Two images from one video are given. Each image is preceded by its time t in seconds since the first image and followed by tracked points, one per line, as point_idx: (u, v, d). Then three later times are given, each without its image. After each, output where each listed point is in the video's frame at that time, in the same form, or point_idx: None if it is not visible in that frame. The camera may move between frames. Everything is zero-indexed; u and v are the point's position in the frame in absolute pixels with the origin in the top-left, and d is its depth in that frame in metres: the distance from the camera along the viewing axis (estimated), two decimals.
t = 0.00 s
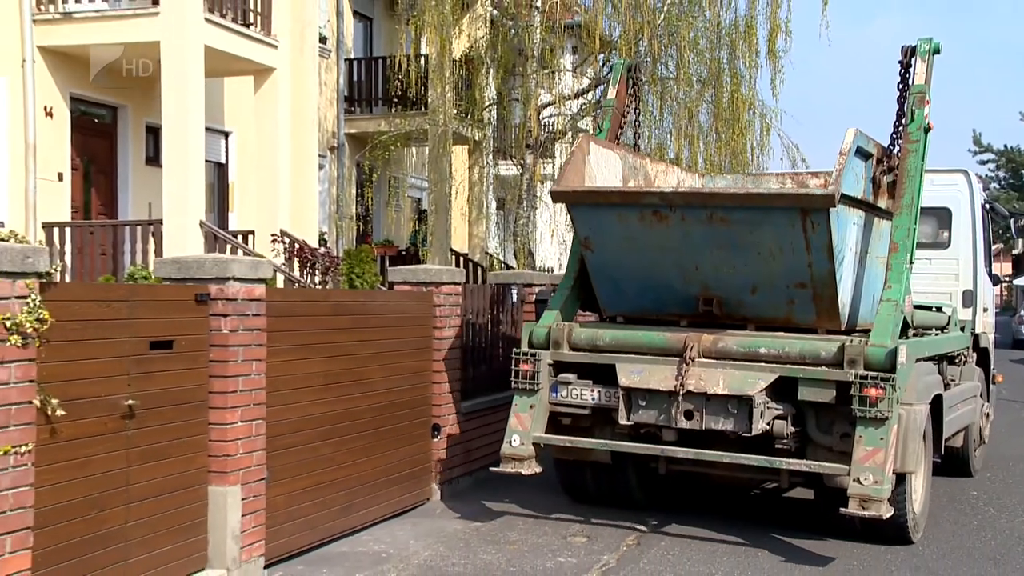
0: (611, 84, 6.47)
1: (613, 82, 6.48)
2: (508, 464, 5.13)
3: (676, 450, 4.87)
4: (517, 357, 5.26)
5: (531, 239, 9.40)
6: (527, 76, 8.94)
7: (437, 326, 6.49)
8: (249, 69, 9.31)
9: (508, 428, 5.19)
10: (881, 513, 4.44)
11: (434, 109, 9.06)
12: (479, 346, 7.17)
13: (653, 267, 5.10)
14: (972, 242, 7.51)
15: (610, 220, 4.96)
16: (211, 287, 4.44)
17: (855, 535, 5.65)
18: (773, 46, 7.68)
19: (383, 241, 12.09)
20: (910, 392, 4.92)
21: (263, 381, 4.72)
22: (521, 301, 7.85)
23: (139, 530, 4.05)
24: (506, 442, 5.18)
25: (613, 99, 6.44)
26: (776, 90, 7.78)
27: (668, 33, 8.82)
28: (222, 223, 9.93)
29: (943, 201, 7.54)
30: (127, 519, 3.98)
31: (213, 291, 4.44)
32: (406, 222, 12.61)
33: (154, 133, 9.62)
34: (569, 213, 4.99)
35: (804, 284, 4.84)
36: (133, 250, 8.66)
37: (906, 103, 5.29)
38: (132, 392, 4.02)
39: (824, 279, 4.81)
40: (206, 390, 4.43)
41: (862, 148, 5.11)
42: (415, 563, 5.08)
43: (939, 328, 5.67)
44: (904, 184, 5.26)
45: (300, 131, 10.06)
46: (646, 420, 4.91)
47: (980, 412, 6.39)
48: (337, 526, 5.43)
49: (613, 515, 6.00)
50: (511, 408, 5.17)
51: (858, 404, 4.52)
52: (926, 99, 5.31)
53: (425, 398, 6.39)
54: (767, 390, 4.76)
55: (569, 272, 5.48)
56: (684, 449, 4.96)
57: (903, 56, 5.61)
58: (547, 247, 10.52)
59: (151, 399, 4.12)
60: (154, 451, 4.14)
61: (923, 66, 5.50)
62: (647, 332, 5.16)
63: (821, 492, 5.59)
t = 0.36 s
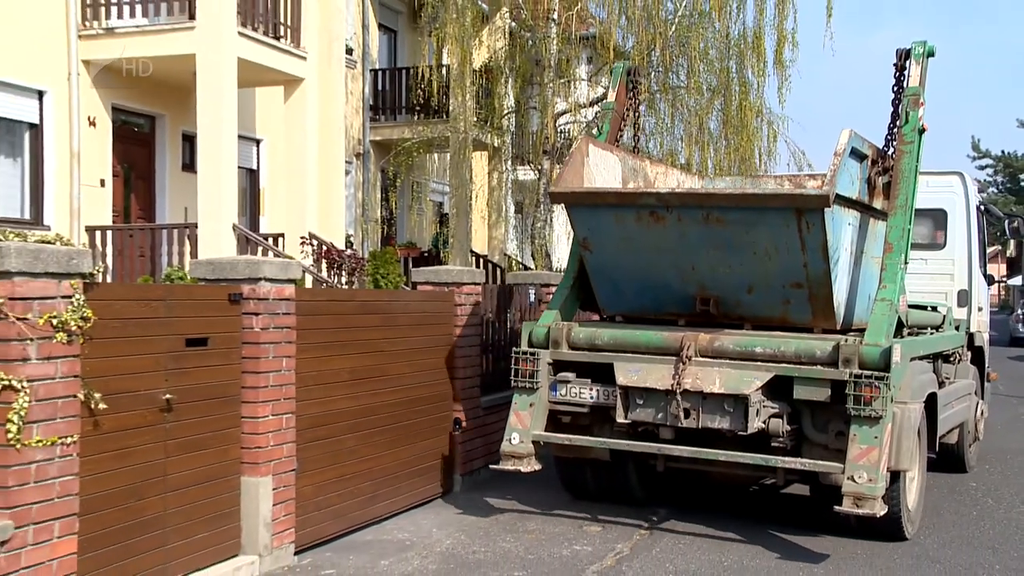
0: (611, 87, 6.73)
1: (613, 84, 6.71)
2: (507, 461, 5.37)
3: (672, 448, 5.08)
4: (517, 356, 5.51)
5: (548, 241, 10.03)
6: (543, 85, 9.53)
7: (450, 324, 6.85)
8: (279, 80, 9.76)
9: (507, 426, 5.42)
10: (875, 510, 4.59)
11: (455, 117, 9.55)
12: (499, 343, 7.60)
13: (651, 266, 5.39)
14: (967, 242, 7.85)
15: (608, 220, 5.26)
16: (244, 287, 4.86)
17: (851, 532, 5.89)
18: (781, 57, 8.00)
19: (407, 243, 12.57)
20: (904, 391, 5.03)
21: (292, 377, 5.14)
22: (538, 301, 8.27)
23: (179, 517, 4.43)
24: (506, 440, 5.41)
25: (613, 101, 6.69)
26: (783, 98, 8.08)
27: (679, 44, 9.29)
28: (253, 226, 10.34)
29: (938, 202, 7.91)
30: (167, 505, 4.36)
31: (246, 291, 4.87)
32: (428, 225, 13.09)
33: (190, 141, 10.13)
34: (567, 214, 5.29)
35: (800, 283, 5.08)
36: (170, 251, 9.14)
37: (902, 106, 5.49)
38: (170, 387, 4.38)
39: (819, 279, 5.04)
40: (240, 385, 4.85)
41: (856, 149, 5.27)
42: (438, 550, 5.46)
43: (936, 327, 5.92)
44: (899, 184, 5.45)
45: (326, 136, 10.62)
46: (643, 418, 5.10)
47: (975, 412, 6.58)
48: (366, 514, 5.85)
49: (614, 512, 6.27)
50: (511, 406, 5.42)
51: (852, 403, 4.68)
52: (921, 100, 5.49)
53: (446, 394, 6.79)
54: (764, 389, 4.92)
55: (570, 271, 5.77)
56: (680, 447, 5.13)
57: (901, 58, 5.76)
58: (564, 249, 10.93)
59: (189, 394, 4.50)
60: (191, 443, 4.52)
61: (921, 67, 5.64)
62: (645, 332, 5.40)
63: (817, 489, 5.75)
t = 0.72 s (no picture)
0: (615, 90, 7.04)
1: (618, 87, 7.04)
2: (509, 460, 5.53)
3: (674, 447, 5.24)
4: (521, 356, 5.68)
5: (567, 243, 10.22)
6: (562, 93, 9.99)
7: (462, 321, 7.08)
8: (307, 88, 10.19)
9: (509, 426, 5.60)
10: (874, 510, 4.76)
11: (476, 123, 9.87)
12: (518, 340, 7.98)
13: (653, 265, 5.53)
14: (967, 243, 8.08)
15: (610, 221, 5.39)
16: (274, 287, 5.23)
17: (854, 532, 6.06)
18: (791, 65, 8.29)
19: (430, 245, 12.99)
20: (903, 392, 5.24)
21: (320, 373, 5.50)
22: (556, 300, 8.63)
23: (213, 506, 4.77)
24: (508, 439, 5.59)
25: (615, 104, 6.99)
26: (793, 105, 8.37)
27: (693, 53, 9.66)
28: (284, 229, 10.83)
29: (939, 203, 8.17)
30: (202, 495, 4.70)
31: (276, 291, 5.24)
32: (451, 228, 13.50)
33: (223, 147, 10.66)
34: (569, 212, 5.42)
35: (798, 282, 5.22)
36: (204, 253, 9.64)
37: (902, 107, 5.65)
38: (205, 382, 4.74)
39: (817, 278, 5.19)
40: (270, 381, 5.21)
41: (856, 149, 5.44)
42: (460, 541, 5.80)
43: (936, 327, 6.14)
44: (900, 183, 5.60)
45: (353, 140, 11.12)
46: (644, 417, 5.23)
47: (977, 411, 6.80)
48: (393, 504, 6.23)
49: (617, 510, 6.48)
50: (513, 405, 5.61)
51: (852, 403, 4.84)
52: (920, 101, 5.64)
53: (466, 390, 7.14)
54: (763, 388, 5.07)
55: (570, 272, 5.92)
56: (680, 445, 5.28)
57: (900, 59, 5.91)
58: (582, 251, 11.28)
59: (222, 389, 4.85)
60: (223, 436, 4.86)
61: (920, 68, 5.81)
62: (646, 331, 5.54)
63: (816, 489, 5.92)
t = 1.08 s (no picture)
0: (617, 92, 7.46)
1: (619, 90, 7.46)
2: (510, 458, 5.77)
3: (673, 446, 5.42)
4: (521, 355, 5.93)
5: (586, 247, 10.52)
6: (580, 101, 10.46)
7: (475, 320, 7.39)
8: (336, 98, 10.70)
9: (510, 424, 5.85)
10: (871, 508, 4.92)
11: (498, 131, 10.79)
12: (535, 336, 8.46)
13: (654, 265, 5.82)
14: (965, 244, 8.40)
15: (611, 221, 5.69)
16: (305, 287, 5.65)
17: (854, 531, 6.29)
18: (801, 73, 8.61)
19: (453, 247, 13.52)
20: (901, 389, 5.40)
21: (348, 370, 5.93)
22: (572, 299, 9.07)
23: (249, 493, 5.20)
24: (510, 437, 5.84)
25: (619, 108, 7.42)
26: (804, 112, 8.66)
27: (706, 63, 10.08)
28: (313, 231, 11.42)
29: (938, 205, 8.50)
30: (237, 485, 5.11)
31: (306, 291, 5.66)
32: (474, 230, 14.05)
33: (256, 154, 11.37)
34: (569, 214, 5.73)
35: (797, 280, 5.49)
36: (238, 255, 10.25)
37: (899, 108, 5.94)
38: (240, 377, 5.13)
39: (816, 277, 5.44)
40: (301, 376, 5.65)
41: (854, 150, 5.75)
42: (483, 530, 6.21)
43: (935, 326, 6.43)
44: (895, 185, 5.81)
45: (381, 146, 11.72)
46: (644, 415, 5.46)
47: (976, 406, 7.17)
48: (419, 494, 6.69)
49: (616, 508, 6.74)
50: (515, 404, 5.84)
51: (850, 402, 5.00)
52: (918, 102, 5.93)
53: (485, 386, 7.56)
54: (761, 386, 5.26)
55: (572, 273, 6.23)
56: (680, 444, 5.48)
57: (897, 62, 6.20)
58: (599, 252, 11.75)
59: (254, 384, 5.24)
60: (255, 430, 5.26)
61: (917, 69, 6.09)
62: (645, 330, 5.76)
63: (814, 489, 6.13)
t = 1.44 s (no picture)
0: (621, 92, 7.53)
1: (623, 90, 7.54)
2: (514, 457, 5.96)
3: (676, 446, 5.63)
4: (526, 355, 6.14)
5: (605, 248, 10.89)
6: (599, 106, 10.82)
7: (488, 319, 7.63)
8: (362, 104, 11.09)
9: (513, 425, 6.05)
10: (875, 510, 5.04)
11: (520, 135, 11.12)
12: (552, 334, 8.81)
13: (657, 264, 5.98)
14: (971, 245, 8.58)
15: (614, 220, 5.85)
16: (332, 288, 5.97)
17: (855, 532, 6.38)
18: (814, 79, 8.85)
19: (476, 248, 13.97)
20: (906, 389, 5.57)
21: (374, 368, 6.23)
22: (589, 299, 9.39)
23: (279, 487, 5.50)
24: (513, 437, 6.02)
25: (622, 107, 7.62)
26: (817, 116, 8.90)
27: (721, 69, 10.55)
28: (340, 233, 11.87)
29: (944, 206, 8.67)
30: (266, 479, 5.40)
31: (334, 291, 5.97)
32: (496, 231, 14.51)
33: (285, 158, 11.86)
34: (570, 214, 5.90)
35: (800, 278, 5.61)
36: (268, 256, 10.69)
37: (904, 107, 6.15)
38: (269, 375, 5.42)
39: (820, 275, 5.56)
40: (330, 373, 5.95)
41: (856, 149, 5.80)
42: (505, 523, 6.49)
43: (940, 326, 6.62)
44: (900, 184, 6.05)
45: (405, 149, 12.19)
46: (648, 415, 5.65)
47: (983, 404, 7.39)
48: (440, 489, 7.00)
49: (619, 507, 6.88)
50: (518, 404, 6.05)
51: (855, 403, 5.16)
52: (921, 101, 6.14)
53: (503, 383, 7.86)
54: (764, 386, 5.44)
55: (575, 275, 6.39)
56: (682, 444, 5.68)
57: (902, 61, 6.40)
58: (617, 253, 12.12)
59: (282, 381, 5.53)
60: (284, 426, 5.56)
61: (921, 69, 6.28)
62: (648, 331, 5.94)
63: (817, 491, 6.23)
